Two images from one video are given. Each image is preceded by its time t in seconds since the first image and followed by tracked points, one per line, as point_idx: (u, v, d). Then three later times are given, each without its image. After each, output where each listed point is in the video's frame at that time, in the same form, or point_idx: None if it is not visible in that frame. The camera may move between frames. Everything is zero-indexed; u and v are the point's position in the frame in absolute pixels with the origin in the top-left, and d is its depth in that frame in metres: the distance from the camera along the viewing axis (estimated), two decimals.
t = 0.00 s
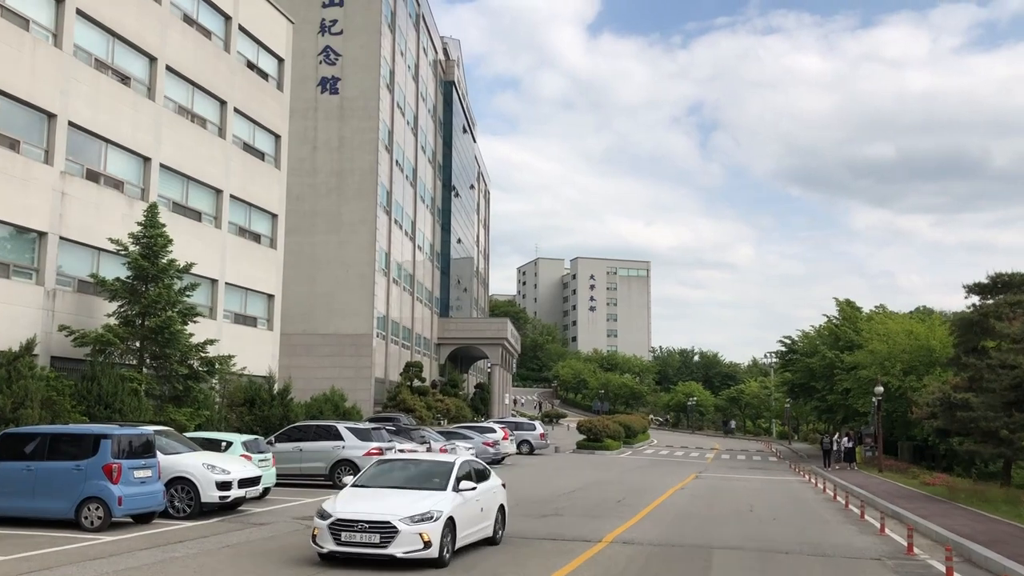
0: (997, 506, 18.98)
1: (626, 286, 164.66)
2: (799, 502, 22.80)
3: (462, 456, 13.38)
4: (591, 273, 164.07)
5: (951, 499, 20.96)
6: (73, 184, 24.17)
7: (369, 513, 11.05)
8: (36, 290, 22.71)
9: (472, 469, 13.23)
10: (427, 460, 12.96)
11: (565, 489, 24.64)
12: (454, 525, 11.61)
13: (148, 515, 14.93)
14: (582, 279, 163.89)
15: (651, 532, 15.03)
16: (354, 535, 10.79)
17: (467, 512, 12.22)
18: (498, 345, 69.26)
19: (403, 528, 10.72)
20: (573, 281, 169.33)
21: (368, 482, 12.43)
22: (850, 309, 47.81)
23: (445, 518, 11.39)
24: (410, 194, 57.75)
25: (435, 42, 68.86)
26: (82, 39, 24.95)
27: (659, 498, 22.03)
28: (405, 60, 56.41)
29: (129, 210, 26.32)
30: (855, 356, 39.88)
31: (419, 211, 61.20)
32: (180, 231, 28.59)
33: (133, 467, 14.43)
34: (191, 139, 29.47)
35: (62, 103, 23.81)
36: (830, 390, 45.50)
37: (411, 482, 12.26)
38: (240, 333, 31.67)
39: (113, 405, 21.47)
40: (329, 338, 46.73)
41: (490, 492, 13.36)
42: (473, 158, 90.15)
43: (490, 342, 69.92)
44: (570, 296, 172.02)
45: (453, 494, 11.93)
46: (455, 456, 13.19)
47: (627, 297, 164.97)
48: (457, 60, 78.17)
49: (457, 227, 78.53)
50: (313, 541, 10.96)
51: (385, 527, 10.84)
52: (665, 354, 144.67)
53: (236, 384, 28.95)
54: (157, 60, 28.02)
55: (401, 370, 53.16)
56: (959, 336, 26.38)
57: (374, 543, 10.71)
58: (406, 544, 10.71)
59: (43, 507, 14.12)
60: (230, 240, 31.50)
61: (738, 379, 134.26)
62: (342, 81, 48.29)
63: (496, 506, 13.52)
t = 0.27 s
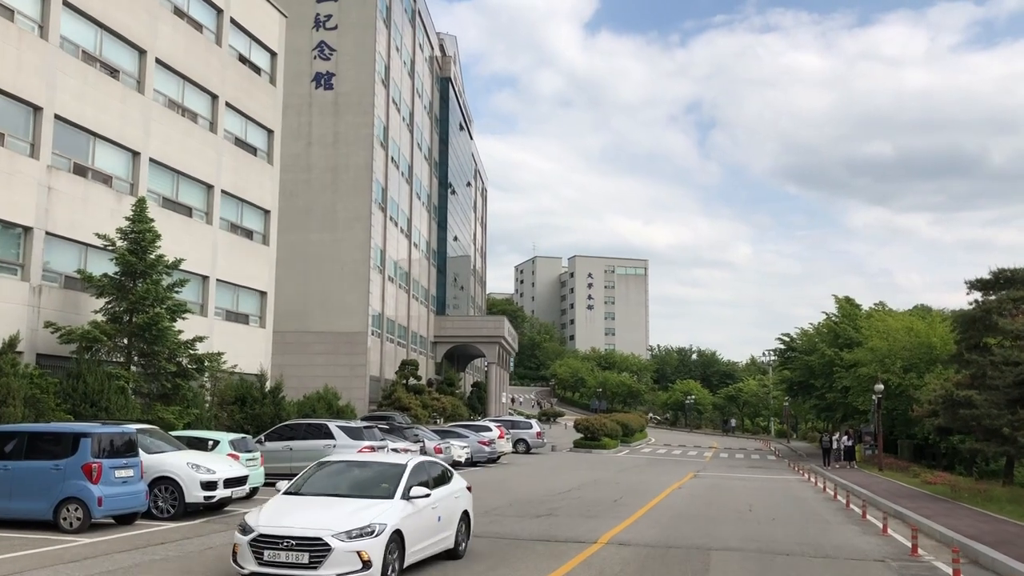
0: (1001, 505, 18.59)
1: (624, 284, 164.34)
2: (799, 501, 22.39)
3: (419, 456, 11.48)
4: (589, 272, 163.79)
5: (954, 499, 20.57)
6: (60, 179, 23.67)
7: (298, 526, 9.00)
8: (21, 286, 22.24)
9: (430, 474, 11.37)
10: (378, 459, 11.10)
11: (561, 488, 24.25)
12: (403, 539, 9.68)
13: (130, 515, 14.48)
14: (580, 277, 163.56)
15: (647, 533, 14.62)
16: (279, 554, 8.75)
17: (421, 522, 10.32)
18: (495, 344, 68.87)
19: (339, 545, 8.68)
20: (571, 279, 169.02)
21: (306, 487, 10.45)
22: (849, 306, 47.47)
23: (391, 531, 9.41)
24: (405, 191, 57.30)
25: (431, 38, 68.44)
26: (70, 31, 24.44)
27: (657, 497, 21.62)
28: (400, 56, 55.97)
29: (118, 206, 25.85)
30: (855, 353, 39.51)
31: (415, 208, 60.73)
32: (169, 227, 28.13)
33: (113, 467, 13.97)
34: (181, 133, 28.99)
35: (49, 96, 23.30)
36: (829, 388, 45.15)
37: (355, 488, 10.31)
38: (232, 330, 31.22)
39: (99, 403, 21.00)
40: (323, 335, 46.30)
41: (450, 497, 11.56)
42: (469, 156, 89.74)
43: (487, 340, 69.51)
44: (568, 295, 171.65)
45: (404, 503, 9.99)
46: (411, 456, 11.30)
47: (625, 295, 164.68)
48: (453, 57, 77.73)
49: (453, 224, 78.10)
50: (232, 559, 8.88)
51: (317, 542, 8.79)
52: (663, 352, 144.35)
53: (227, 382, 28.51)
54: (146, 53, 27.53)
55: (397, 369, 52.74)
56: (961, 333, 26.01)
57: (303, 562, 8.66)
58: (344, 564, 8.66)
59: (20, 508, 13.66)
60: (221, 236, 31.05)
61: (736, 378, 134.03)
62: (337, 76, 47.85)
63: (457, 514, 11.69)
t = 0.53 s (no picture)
0: (1006, 504, 18.21)
1: (622, 281, 163.99)
2: (799, 499, 22.00)
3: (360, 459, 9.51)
4: (587, 268, 163.42)
5: (957, 497, 20.17)
6: (46, 172, 23.19)
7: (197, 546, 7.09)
8: (6, 281, 21.77)
9: (374, 482, 9.40)
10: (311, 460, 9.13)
11: (557, 487, 23.86)
12: (332, 561, 7.81)
13: (112, 517, 14.05)
14: (578, 274, 163.20)
15: (645, 534, 14.21)
16: None
17: (358, 539, 8.41)
18: (492, 340, 68.46)
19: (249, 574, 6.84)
20: (569, 275, 168.65)
21: (219, 493, 8.50)
22: (848, 301, 47.10)
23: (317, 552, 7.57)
24: (402, 186, 56.87)
25: (428, 32, 67.95)
26: (56, 21, 23.93)
27: (655, 495, 21.23)
28: (397, 50, 55.48)
29: (106, 200, 25.37)
30: (855, 349, 39.16)
31: (411, 204, 60.26)
32: (159, 221, 27.66)
33: (94, 467, 13.52)
34: (172, 126, 28.50)
35: (34, 88, 22.79)
36: (829, 383, 44.80)
37: (277, 497, 8.34)
38: (223, 327, 30.77)
39: (86, 400, 20.53)
40: (319, 332, 45.84)
41: (398, 509, 9.60)
42: (467, 151, 89.31)
43: (484, 337, 69.09)
44: (566, 291, 171.28)
45: (335, 516, 8.09)
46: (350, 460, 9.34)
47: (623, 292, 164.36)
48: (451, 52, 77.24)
49: (450, 220, 77.61)
50: None
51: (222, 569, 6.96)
52: (662, 349, 144.08)
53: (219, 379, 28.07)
54: (136, 44, 27.02)
55: (393, 365, 52.32)
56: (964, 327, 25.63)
57: None
58: None
59: None
60: (213, 231, 30.59)
61: (734, 374, 133.82)
62: (332, 70, 47.38)
63: (409, 526, 9.71)
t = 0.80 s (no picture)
0: (1012, 501, 17.82)
1: (621, 277, 163.64)
2: (799, 497, 21.59)
3: (276, 464, 7.92)
4: (586, 264, 162.99)
5: (961, 495, 19.76)
6: (32, 165, 22.71)
7: None
8: None
9: (292, 489, 7.80)
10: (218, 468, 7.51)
11: (554, 484, 23.46)
12: None
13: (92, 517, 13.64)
14: (577, 269, 162.80)
15: (643, 535, 13.76)
16: None
17: (269, 565, 6.79)
18: (490, 336, 68.04)
19: None
20: (568, 271, 168.26)
21: (101, 510, 6.88)
22: (849, 296, 46.71)
23: None
24: (399, 180, 56.38)
25: (425, 25, 67.42)
26: (42, 11, 23.42)
27: (653, 494, 20.78)
28: (393, 43, 54.96)
29: (94, 193, 24.89)
30: (856, 344, 38.78)
31: (408, 199, 59.79)
32: (150, 215, 27.20)
33: (72, 466, 13.09)
34: (162, 118, 28.00)
35: (20, 79, 22.29)
36: (829, 379, 44.43)
37: (170, 513, 6.76)
38: (216, 322, 30.33)
39: (71, 397, 20.08)
40: (314, 328, 45.40)
41: (328, 524, 7.95)
42: (465, 146, 88.80)
43: (482, 332, 68.66)
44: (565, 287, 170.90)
45: (234, 536, 6.50)
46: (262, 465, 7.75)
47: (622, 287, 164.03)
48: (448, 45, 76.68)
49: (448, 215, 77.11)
50: None
51: None
52: (661, 344, 143.79)
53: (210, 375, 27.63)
54: (125, 34, 26.50)
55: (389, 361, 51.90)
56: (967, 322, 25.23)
57: None
58: None
59: None
60: (205, 225, 30.11)
61: (734, 370, 133.58)
62: (327, 63, 46.88)
63: (342, 545, 8.08)
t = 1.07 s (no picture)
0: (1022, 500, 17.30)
1: (621, 273, 163.12)
2: (802, 496, 21.09)
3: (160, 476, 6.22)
4: (586, 260, 162.41)
5: (968, 493, 19.26)
6: (17, 156, 22.18)
7: None
8: None
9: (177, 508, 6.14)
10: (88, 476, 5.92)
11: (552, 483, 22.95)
12: None
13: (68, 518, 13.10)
14: (577, 265, 162.23)
15: (640, 537, 13.26)
16: None
17: None
18: (489, 332, 67.54)
19: None
20: (568, 267, 167.73)
21: None
22: (851, 292, 46.19)
23: None
24: (396, 175, 55.84)
25: (422, 19, 66.88)
26: None
27: (652, 492, 20.27)
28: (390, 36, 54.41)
29: (82, 186, 24.34)
30: (858, 340, 38.26)
31: (406, 193, 59.27)
32: (139, 208, 26.68)
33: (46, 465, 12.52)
34: (151, 110, 27.47)
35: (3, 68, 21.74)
36: (831, 375, 43.91)
37: None
38: (207, 318, 29.83)
39: (56, 394, 19.49)
40: (310, 324, 44.90)
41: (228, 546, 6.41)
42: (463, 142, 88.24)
43: (481, 329, 68.15)
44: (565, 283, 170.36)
45: None
46: (131, 477, 5.98)
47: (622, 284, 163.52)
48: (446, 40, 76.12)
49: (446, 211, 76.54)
50: None
51: None
52: (661, 341, 143.28)
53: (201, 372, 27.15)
54: (113, 24, 25.96)
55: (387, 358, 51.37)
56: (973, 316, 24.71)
57: None
58: None
59: None
60: (196, 219, 29.60)
61: (734, 366, 133.11)
62: (323, 56, 46.36)
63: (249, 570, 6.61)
